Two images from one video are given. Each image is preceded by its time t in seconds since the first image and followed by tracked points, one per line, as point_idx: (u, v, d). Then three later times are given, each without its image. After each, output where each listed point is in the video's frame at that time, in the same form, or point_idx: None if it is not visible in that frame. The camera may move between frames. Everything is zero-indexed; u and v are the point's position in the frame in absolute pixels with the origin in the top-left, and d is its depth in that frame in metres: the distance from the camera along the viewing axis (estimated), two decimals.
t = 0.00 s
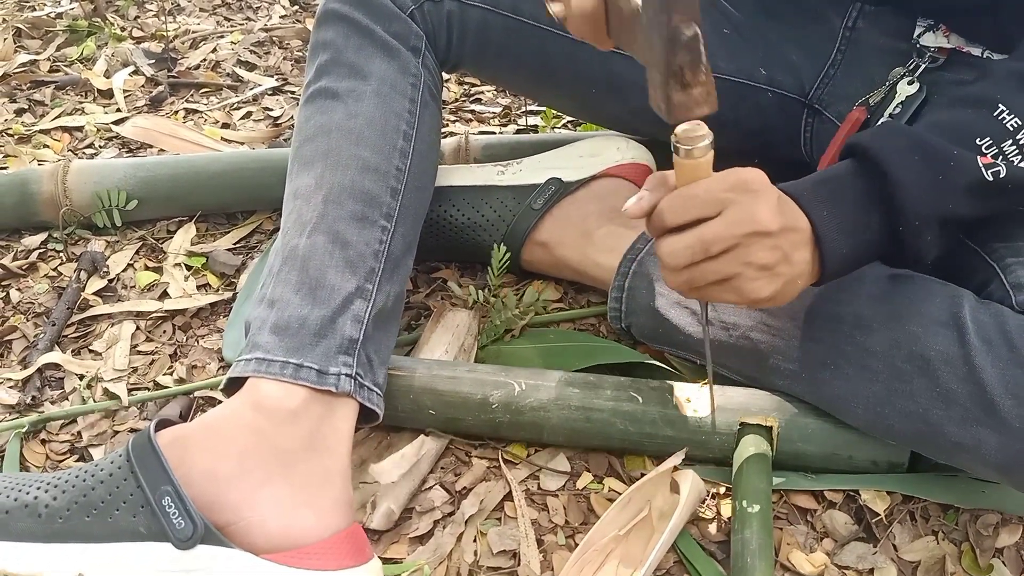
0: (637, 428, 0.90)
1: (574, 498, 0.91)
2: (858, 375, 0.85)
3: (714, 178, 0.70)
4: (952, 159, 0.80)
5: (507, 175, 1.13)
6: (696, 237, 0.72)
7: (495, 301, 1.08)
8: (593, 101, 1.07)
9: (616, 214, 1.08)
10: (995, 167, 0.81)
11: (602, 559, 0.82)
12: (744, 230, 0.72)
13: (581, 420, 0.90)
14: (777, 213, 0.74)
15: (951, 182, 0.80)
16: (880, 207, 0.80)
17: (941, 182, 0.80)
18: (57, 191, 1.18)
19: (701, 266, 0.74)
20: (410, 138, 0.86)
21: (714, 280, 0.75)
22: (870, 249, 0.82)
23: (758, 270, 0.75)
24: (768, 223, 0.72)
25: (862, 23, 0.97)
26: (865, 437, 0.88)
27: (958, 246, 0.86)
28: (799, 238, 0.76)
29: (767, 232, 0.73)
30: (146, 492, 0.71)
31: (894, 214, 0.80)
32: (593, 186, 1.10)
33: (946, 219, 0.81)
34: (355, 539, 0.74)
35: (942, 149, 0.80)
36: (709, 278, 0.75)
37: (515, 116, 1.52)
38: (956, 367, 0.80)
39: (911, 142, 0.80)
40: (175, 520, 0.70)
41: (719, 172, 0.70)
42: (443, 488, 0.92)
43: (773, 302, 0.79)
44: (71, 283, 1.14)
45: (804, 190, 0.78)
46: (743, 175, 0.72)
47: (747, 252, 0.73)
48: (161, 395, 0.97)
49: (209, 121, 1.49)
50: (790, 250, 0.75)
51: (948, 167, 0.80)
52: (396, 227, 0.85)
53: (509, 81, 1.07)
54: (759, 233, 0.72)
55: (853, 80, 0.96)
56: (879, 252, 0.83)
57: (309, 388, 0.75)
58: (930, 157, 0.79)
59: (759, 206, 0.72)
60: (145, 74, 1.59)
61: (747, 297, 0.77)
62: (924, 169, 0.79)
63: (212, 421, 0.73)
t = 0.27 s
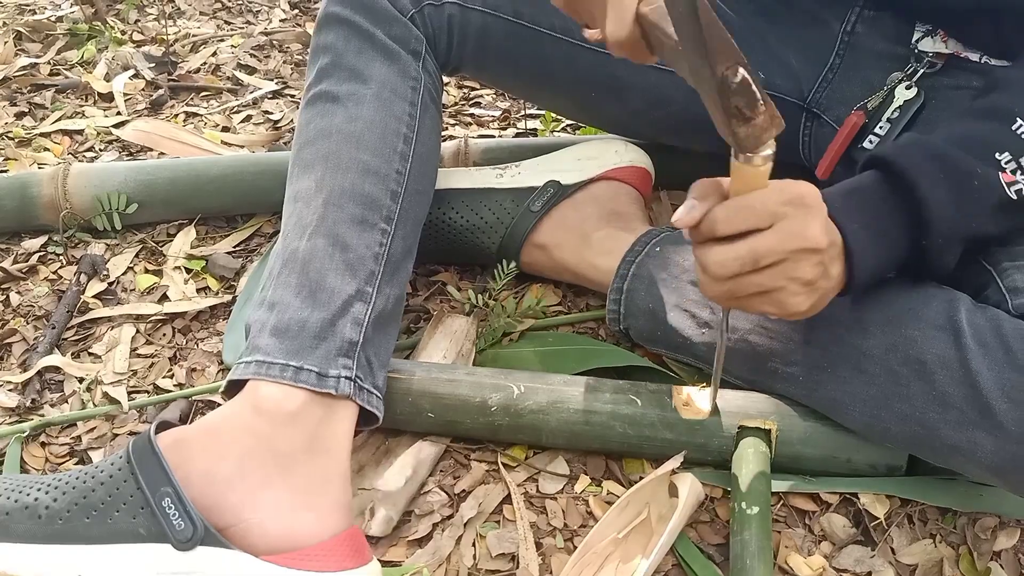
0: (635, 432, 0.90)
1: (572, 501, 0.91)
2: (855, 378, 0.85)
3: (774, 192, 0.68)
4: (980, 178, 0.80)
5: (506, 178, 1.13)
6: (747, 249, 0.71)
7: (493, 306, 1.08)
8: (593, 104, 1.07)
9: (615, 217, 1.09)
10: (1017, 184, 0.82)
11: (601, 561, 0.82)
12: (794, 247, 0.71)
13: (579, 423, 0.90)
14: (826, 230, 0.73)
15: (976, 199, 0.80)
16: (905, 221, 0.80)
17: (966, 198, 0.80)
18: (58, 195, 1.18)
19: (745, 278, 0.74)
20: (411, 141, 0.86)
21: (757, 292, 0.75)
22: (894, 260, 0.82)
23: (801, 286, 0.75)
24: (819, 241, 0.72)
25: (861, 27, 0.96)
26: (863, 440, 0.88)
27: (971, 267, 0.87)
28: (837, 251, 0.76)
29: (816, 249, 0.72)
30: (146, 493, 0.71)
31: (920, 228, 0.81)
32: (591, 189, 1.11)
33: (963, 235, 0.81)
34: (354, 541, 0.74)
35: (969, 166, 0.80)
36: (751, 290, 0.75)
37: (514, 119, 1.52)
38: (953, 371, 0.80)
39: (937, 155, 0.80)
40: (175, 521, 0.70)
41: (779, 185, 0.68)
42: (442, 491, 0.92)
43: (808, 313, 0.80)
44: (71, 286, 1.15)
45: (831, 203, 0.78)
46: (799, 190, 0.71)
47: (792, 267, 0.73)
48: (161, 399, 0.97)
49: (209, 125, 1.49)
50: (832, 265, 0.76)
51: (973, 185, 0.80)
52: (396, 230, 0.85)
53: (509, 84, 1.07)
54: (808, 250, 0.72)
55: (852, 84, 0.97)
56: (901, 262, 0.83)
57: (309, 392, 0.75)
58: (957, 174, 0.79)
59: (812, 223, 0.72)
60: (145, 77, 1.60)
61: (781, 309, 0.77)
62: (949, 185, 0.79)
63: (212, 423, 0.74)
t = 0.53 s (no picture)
0: (634, 435, 0.90)
1: (571, 504, 0.91)
2: (854, 380, 0.85)
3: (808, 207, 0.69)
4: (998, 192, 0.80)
5: (504, 180, 1.14)
6: (777, 262, 0.71)
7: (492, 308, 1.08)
8: (592, 107, 1.07)
9: (614, 220, 1.09)
10: None
11: (601, 563, 0.82)
12: (822, 261, 0.72)
13: (578, 427, 0.90)
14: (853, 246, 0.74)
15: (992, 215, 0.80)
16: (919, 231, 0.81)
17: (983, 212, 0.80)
18: (57, 198, 1.18)
19: (767, 291, 0.74)
20: (410, 144, 0.86)
21: (778, 303, 0.75)
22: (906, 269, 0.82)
23: (824, 300, 0.76)
24: (846, 256, 0.73)
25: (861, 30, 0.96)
26: (862, 443, 0.88)
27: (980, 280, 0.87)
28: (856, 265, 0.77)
29: (840, 264, 0.74)
30: (144, 497, 0.71)
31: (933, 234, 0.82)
32: (589, 191, 1.11)
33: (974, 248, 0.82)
34: (352, 545, 0.74)
35: (988, 181, 0.80)
36: (774, 301, 0.75)
37: (513, 122, 1.52)
38: (953, 372, 0.80)
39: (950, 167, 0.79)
40: (173, 524, 0.70)
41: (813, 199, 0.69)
42: (440, 494, 0.92)
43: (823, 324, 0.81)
44: (70, 289, 1.15)
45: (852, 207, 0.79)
46: (829, 206, 0.72)
47: (817, 281, 0.74)
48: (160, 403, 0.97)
49: (208, 128, 1.49)
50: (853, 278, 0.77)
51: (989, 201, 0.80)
52: (395, 233, 0.85)
53: (509, 86, 1.07)
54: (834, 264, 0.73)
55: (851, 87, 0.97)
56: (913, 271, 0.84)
57: (308, 395, 0.75)
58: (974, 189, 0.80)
59: (840, 238, 0.73)
60: (145, 80, 1.60)
61: (798, 320, 0.78)
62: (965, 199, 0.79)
63: (210, 427, 0.74)
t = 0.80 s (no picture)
0: (635, 437, 0.90)
1: (572, 506, 0.91)
2: (855, 383, 0.85)
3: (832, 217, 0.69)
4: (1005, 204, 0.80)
5: (504, 181, 1.14)
6: (800, 273, 0.72)
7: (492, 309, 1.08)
8: (593, 107, 1.07)
9: (614, 221, 1.09)
10: None
11: (601, 566, 0.82)
12: (844, 275, 0.73)
13: (578, 429, 0.90)
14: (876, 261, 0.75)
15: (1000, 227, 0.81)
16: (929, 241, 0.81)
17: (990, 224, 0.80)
18: (56, 200, 1.18)
19: (788, 301, 0.74)
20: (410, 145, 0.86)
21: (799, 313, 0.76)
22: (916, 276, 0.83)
23: (843, 312, 0.77)
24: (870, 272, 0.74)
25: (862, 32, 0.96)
26: (863, 445, 0.88)
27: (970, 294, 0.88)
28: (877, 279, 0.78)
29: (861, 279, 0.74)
30: (142, 502, 0.71)
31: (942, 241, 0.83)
32: (589, 192, 1.11)
33: (973, 257, 0.83)
34: (352, 549, 0.74)
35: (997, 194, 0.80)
36: (794, 310, 0.75)
37: (513, 123, 1.52)
38: (954, 373, 0.80)
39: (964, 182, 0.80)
40: (172, 530, 0.70)
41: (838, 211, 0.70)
42: (441, 496, 0.92)
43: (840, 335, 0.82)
44: (69, 292, 1.15)
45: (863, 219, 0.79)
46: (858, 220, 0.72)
47: (838, 293, 0.75)
48: (158, 404, 0.96)
49: (208, 129, 1.49)
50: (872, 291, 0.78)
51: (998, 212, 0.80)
52: (395, 235, 0.85)
53: (510, 86, 1.07)
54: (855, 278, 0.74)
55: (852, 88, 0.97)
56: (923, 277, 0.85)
57: (307, 398, 0.74)
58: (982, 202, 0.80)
59: (866, 253, 0.74)
60: (144, 82, 1.60)
61: (817, 331, 0.79)
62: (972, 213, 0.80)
63: (209, 431, 0.73)
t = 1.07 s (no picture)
0: (635, 438, 0.90)
1: (572, 507, 0.91)
2: (855, 384, 0.85)
3: (867, 242, 0.68)
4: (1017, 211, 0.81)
5: (503, 182, 1.14)
6: (826, 292, 0.71)
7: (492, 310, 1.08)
8: (595, 107, 1.07)
9: (615, 222, 1.09)
10: None
11: (602, 566, 0.83)
12: (869, 296, 0.72)
13: (578, 429, 0.90)
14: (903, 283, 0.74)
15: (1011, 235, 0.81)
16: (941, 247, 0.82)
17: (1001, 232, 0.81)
18: (57, 202, 1.18)
19: (811, 317, 0.75)
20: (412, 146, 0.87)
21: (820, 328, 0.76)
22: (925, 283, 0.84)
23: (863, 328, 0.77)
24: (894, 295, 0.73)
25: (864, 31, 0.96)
26: (863, 446, 0.88)
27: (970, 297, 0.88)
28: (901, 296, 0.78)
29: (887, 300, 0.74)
30: (143, 504, 0.71)
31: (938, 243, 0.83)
32: (589, 192, 1.12)
33: (972, 259, 0.82)
34: (353, 550, 0.74)
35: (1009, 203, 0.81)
36: (816, 326, 0.76)
37: (513, 124, 1.52)
38: (955, 375, 0.80)
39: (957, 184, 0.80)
40: (173, 531, 0.70)
41: (874, 236, 0.68)
42: (441, 497, 0.92)
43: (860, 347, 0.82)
44: (70, 293, 1.15)
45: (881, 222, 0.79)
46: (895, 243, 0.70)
47: (861, 313, 0.75)
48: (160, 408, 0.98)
49: (208, 131, 1.49)
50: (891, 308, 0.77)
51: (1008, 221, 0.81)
52: (397, 236, 0.85)
53: (513, 85, 1.07)
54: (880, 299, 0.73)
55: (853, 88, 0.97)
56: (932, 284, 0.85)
57: (309, 400, 0.75)
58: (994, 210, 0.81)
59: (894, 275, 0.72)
60: (144, 84, 1.60)
61: (838, 345, 0.80)
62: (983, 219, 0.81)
63: (211, 433, 0.74)
